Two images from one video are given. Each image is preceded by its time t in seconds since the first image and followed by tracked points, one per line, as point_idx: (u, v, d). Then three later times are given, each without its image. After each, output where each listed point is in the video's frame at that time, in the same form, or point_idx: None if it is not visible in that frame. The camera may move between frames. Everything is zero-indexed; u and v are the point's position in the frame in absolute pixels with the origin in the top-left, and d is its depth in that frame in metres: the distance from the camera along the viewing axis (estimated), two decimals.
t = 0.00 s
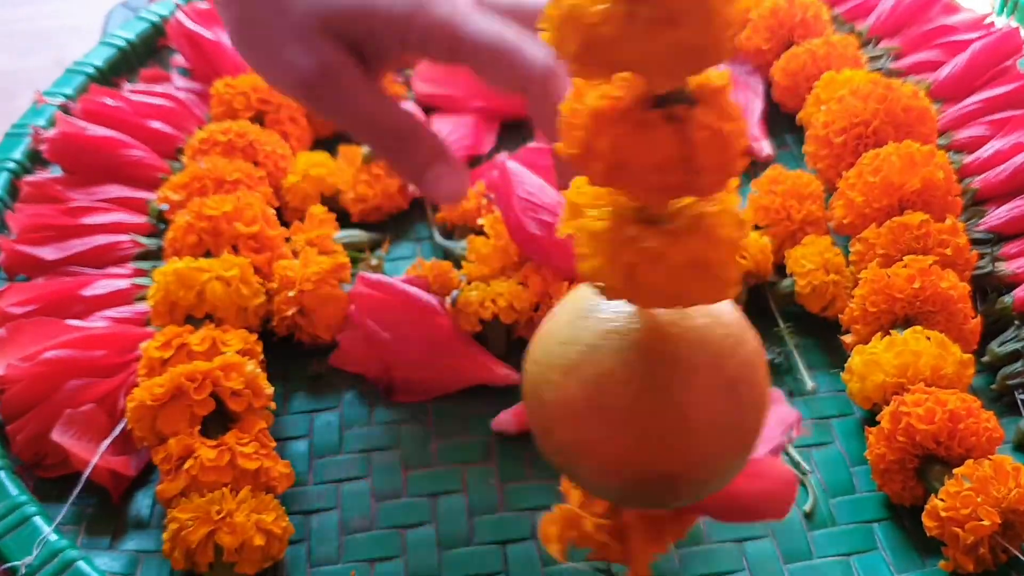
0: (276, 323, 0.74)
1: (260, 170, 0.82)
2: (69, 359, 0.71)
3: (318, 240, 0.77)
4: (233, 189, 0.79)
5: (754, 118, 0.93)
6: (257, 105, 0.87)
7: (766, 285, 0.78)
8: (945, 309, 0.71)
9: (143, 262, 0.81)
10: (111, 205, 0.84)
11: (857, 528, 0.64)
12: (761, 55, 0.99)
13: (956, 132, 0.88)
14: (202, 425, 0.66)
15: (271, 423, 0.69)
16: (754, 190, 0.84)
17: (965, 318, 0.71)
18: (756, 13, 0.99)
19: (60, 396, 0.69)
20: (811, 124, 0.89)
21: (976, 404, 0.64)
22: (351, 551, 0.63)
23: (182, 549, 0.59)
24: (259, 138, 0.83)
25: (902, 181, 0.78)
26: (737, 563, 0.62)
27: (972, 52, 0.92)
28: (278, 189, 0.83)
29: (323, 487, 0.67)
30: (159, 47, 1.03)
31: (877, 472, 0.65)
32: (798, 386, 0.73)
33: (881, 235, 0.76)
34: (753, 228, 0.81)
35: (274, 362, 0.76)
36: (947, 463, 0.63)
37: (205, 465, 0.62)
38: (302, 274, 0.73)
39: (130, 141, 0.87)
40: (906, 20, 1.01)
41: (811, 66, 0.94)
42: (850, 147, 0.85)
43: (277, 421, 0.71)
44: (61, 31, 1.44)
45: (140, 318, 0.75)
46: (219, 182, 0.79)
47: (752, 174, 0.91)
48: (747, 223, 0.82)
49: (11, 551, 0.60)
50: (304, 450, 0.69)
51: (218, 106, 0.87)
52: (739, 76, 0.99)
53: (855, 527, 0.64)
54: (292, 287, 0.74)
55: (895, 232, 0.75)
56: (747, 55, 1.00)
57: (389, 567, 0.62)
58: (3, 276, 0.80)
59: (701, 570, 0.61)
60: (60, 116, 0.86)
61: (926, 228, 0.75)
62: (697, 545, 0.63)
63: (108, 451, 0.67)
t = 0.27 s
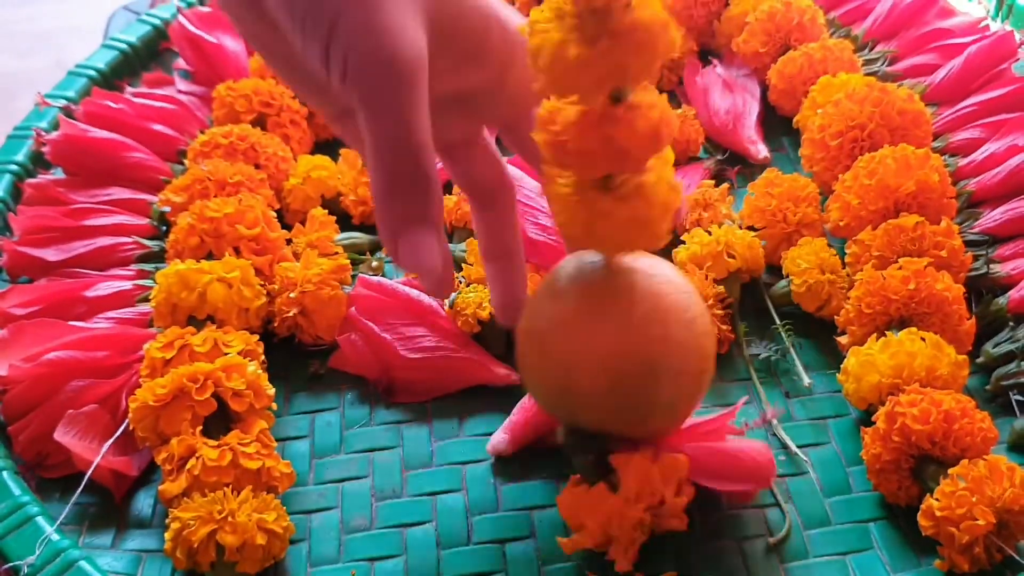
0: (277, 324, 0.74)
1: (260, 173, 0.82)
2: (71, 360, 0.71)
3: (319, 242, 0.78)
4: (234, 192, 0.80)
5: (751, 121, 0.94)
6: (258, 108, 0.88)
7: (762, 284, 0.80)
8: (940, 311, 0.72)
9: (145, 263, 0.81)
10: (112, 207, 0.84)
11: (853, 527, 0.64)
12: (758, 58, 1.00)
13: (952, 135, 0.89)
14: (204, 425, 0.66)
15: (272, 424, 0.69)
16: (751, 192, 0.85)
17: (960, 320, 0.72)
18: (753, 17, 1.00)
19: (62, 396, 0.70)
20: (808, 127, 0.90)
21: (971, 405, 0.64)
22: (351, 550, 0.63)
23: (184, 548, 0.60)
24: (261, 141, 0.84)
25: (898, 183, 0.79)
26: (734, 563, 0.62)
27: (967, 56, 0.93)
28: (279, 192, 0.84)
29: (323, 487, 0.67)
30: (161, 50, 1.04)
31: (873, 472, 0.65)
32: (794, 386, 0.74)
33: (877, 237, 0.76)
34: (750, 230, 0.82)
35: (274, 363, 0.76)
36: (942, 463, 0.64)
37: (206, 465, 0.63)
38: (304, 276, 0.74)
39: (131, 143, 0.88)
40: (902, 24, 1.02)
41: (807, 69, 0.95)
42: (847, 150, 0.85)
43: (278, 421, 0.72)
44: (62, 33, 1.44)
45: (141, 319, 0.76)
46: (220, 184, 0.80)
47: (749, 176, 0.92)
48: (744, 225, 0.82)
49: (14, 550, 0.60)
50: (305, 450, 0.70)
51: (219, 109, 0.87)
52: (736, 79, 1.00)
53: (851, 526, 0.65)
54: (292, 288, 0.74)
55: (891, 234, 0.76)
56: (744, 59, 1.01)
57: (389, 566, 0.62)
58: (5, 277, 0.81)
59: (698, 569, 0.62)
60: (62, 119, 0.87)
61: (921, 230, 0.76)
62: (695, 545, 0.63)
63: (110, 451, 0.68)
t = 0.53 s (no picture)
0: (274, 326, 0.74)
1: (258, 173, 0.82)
2: (67, 362, 0.71)
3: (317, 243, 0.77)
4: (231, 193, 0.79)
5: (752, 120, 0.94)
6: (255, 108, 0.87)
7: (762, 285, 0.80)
8: (940, 312, 0.71)
9: (142, 264, 0.81)
10: (109, 208, 0.84)
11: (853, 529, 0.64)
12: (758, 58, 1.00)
13: (952, 135, 0.88)
14: (201, 427, 0.66)
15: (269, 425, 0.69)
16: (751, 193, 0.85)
17: (961, 321, 0.71)
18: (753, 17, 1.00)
19: (58, 399, 0.70)
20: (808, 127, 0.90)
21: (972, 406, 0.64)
22: (348, 553, 0.63)
23: (180, 551, 0.59)
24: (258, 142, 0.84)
25: (898, 184, 0.78)
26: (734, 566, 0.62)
27: (968, 55, 0.92)
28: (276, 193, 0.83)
29: (321, 490, 0.67)
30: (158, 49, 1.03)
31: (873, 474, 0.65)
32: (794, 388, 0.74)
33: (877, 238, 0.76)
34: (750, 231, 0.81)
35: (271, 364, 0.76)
36: (943, 465, 0.64)
37: (203, 468, 0.62)
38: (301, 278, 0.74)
39: (128, 144, 0.87)
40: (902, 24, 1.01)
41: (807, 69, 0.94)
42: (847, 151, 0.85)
43: (274, 424, 0.71)
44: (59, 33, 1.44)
45: (137, 321, 0.76)
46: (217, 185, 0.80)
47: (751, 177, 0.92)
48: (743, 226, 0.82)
49: (9, 554, 0.60)
50: (302, 453, 0.69)
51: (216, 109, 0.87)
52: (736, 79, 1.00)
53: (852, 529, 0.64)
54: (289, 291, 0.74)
55: (891, 235, 0.76)
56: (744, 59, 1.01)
57: (386, 569, 0.62)
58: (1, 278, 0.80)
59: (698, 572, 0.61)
60: (59, 120, 0.86)
61: (922, 231, 0.75)
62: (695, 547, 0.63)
63: (106, 454, 0.67)
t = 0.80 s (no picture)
0: (273, 327, 0.74)
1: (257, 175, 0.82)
2: (66, 363, 0.71)
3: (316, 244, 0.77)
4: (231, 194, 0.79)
5: (756, 120, 0.94)
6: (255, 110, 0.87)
7: (760, 286, 0.80)
8: (938, 313, 0.72)
9: (142, 265, 0.81)
10: (109, 210, 0.84)
11: (851, 531, 0.64)
12: (756, 60, 1.00)
13: (950, 137, 0.89)
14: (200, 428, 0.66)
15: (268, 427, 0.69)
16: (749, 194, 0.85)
17: (958, 322, 0.72)
18: (751, 18, 1.00)
19: (58, 400, 0.70)
20: (806, 128, 0.90)
21: (970, 408, 0.64)
22: (347, 554, 0.63)
23: (179, 552, 0.59)
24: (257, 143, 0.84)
25: (896, 186, 0.78)
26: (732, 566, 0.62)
27: (966, 57, 0.92)
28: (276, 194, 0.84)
29: (320, 491, 0.67)
30: (158, 51, 1.04)
31: (871, 475, 0.65)
32: (793, 390, 0.74)
33: (875, 239, 0.76)
34: (748, 232, 0.82)
35: (271, 365, 0.76)
36: (940, 467, 0.64)
37: (202, 469, 0.63)
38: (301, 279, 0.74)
39: (128, 146, 0.87)
40: (900, 26, 1.02)
41: (805, 72, 0.94)
42: (845, 153, 0.85)
43: (274, 425, 0.71)
44: (59, 33, 1.44)
45: (137, 322, 0.76)
46: (217, 187, 0.80)
47: (750, 178, 0.92)
48: (741, 227, 0.82)
49: (9, 555, 0.60)
50: (301, 454, 0.69)
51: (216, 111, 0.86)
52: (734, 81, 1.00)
53: (849, 530, 0.64)
54: (288, 292, 0.74)
55: (888, 236, 0.76)
56: (742, 61, 1.01)
57: (385, 570, 0.62)
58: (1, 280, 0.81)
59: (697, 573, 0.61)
60: (59, 121, 0.86)
61: (920, 233, 0.75)
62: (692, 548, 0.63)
63: (105, 455, 0.67)
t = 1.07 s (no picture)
0: (273, 327, 0.74)
1: (258, 174, 0.82)
2: (66, 362, 0.71)
3: (317, 244, 0.77)
4: (231, 194, 0.79)
5: (757, 119, 0.94)
6: (255, 110, 0.86)
7: (760, 285, 0.80)
8: (937, 312, 0.72)
9: (142, 265, 0.81)
10: (109, 209, 0.84)
11: (851, 530, 0.64)
12: (756, 60, 1.00)
13: (949, 137, 0.89)
14: (200, 428, 0.66)
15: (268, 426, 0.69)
16: (748, 194, 0.85)
17: (957, 322, 0.72)
18: (750, 18, 1.00)
19: (57, 400, 0.70)
20: (805, 128, 0.90)
21: (970, 407, 0.64)
22: (348, 553, 0.63)
23: (180, 551, 0.59)
24: (257, 143, 0.84)
25: (896, 185, 0.78)
26: (732, 565, 0.62)
27: (965, 56, 0.93)
28: (276, 193, 0.84)
29: (320, 490, 0.67)
30: (157, 51, 1.04)
31: (871, 474, 0.65)
32: (793, 389, 0.74)
33: (874, 239, 0.76)
34: (748, 231, 0.82)
35: (272, 365, 0.76)
36: (940, 465, 0.64)
37: (203, 468, 0.62)
38: (301, 279, 0.74)
39: (128, 145, 0.87)
40: (899, 26, 1.02)
41: (805, 71, 0.95)
42: (844, 152, 0.85)
43: (274, 424, 0.72)
44: (58, 33, 1.44)
45: (138, 322, 0.76)
46: (217, 186, 0.80)
47: (750, 177, 0.92)
48: (741, 227, 0.82)
49: (9, 554, 0.60)
50: (301, 453, 0.70)
51: (216, 111, 0.86)
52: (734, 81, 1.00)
53: (849, 529, 0.64)
54: (289, 292, 0.74)
55: (888, 236, 0.76)
56: (741, 60, 1.01)
57: (386, 570, 0.62)
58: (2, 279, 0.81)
59: (697, 572, 0.62)
60: (59, 120, 0.86)
61: (919, 232, 0.75)
62: (692, 548, 0.63)
63: (105, 454, 0.67)
